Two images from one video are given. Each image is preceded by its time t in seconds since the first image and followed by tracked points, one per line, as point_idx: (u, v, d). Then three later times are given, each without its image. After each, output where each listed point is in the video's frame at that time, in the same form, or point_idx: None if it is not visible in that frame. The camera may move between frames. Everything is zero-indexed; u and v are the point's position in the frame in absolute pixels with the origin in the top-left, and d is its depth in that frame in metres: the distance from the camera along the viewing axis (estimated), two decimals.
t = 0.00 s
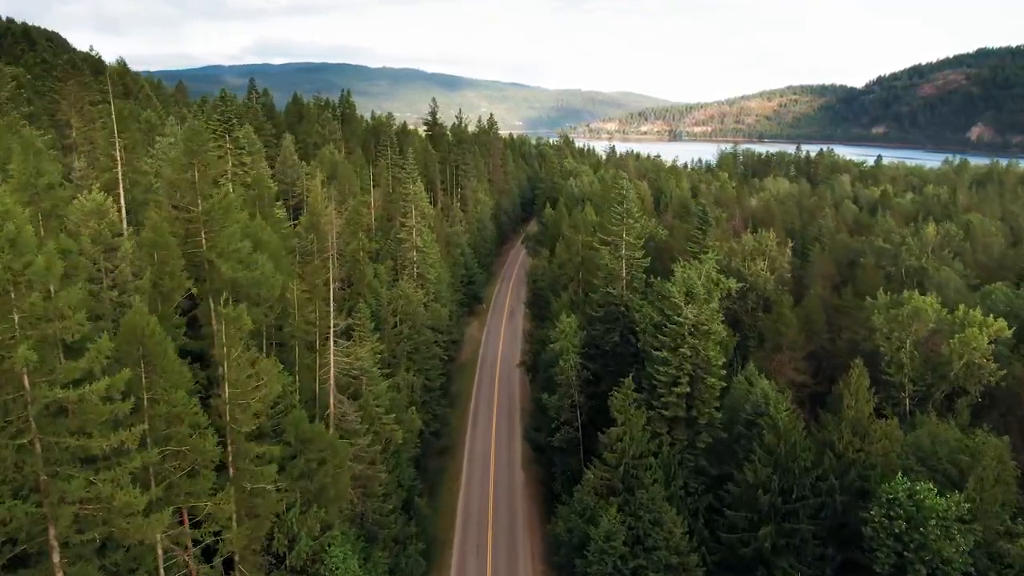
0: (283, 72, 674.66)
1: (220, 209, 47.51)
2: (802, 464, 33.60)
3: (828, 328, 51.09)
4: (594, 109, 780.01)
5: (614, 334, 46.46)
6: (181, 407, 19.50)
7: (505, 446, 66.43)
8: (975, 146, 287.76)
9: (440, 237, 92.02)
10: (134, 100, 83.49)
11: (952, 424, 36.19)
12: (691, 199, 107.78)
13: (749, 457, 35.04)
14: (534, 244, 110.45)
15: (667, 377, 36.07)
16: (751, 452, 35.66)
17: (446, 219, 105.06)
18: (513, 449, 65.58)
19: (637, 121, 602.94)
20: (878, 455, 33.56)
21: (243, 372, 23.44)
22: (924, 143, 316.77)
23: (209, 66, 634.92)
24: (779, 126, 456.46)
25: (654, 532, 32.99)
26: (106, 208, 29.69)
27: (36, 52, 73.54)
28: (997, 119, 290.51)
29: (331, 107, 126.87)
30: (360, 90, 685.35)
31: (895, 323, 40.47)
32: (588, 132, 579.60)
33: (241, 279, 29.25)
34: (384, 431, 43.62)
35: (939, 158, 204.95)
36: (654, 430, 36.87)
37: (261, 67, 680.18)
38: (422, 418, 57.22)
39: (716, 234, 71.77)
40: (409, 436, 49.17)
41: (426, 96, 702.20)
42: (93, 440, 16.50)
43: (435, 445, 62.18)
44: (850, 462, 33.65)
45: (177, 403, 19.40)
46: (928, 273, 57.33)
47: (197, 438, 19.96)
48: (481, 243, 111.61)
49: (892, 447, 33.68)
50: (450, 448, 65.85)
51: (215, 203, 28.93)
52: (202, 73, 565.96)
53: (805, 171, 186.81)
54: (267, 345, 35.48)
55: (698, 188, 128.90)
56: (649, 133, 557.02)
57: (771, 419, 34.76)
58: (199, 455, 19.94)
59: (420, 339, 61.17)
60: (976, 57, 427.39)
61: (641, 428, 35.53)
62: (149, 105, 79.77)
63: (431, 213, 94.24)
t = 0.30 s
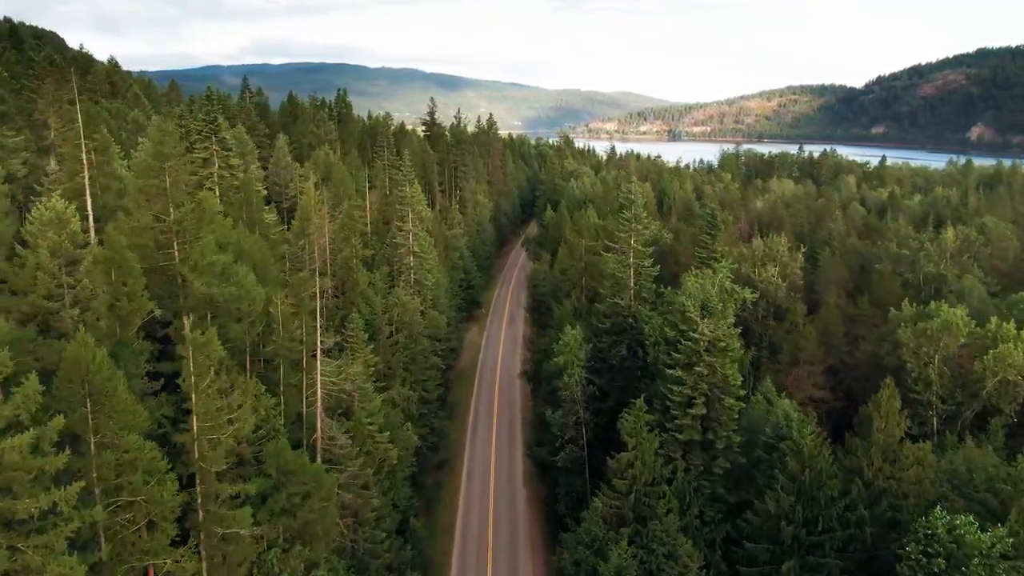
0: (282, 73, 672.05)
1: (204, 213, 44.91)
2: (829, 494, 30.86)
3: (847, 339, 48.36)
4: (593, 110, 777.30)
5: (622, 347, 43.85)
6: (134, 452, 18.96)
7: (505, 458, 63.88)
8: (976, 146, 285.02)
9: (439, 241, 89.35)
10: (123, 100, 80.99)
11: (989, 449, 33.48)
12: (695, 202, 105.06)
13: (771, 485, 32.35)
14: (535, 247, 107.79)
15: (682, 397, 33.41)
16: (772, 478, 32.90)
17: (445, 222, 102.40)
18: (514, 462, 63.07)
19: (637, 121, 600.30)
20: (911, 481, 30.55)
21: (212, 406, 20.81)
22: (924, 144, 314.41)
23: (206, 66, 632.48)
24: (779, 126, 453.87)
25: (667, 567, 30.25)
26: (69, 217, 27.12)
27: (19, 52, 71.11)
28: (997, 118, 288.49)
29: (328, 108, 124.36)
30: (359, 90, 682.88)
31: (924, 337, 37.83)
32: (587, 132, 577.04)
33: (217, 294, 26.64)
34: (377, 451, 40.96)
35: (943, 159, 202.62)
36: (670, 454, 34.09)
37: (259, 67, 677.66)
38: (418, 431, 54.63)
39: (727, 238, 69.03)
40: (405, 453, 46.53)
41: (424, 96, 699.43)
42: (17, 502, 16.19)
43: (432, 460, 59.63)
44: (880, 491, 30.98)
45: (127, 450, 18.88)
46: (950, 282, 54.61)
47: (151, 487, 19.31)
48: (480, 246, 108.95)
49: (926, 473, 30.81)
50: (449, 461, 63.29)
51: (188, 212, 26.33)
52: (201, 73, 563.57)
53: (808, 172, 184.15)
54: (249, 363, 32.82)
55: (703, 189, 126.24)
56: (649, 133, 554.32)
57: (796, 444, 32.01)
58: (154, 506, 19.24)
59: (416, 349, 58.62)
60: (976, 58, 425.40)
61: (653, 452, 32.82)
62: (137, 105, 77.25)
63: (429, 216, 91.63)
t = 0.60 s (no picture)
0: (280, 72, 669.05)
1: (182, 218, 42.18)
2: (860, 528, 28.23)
3: (867, 352, 45.78)
4: (591, 109, 774.60)
5: (630, 361, 41.04)
6: (72, 514, 17.84)
7: (506, 472, 61.41)
8: (976, 146, 282.71)
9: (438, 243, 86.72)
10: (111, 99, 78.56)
11: None
12: (699, 204, 102.34)
13: (796, 517, 29.77)
14: (535, 250, 105.27)
15: (699, 421, 30.69)
16: (796, 508, 30.19)
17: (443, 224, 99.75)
18: (515, 476, 60.63)
19: (636, 121, 597.83)
20: (949, 514, 27.72)
21: (173, 449, 18.35)
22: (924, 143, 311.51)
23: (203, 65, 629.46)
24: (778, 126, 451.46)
25: None
26: (22, 228, 24.23)
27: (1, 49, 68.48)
28: (997, 118, 286.55)
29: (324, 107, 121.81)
30: (357, 90, 680.22)
31: (956, 353, 35.25)
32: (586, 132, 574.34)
33: (187, 314, 23.94)
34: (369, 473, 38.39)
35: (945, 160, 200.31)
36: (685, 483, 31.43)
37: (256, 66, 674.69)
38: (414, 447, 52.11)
39: (736, 243, 66.49)
40: (400, 472, 43.93)
41: (422, 96, 696.75)
42: None
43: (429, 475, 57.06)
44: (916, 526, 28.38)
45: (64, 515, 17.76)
46: (971, 290, 52.07)
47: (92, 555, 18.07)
48: (479, 249, 106.39)
49: (965, 505, 28.08)
50: (447, 475, 60.76)
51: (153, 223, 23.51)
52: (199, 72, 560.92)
53: (811, 173, 181.48)
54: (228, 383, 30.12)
55: (705, 191, 123.85)
56: (648, 133, 551.60)
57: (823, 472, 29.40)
58: None
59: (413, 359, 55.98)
60: (976, 57, 423.17)
61: (668, 482, 30.10)
62: (125, 105, 74.78)
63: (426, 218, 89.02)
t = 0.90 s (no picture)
0: (279, 72, 665.92)
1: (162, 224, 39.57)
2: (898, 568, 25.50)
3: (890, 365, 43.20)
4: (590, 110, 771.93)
5: (641, 378, 38.42)
6: None
7: (507, 486, 58.83)
8: (976, 146, 280.35)
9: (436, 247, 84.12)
10: (99, 99, 76.02)
11: None
12: (704, 206, 99.81)
13: (826, 554, 27.08)
14: (536, 254, 102.78)
15: (719, 449, 28.06)
16: (825, 544, 27.51)
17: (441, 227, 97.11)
18: (516, 489, 58.07)
19: (635, 121, 595.44)
20: (995, 552, 25.29)
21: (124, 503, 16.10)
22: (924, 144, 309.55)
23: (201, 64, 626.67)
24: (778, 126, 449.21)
25: None
26: None
27: None
28: (997, 118, 284.47)
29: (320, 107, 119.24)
30: (355, 89, 677.28)
31: (993, 371, 32.71)
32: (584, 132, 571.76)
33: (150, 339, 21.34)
34: (361, 498, 35.74)
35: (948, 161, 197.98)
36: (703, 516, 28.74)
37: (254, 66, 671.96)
38: (410, 464, 49.49)
39: (745, 248, 64.01)
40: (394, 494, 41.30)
41: (420, 96, 694.10)
42: None
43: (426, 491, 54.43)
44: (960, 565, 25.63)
45: None
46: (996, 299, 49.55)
47: None
48: (478, 252, 103.90)
49: (1013, 542, 25.51)
50: (445, 490, 58.19)
51: (113, 235, 21.12)
52: (197, 71, 558.20)
53: (815, 174, 178.87)
54: (205, 407, 27.50)
55: (708, 193, 121.49)
56: (647, 133, 549.13)
57: (856, 506, 26.73)
58: None
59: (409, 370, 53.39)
60: (976, 57, 421.24)
61: (684, 517, 27.45)
62: (112, 105, 72.23)
63: (425, 222, 86.38)
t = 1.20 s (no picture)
0: (276, 72, 662.96)
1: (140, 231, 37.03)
2: None
3: (915, 383, 40.60)
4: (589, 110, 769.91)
5: (651, 397, 35.86)
6: None
7: (508, 504, 56.34)
8: (975, 146, 277.92)
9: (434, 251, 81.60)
10: (84, 99, 73.51)
11: None
12: (709, 208, 97.29)
13: None
14: (536, 257, 100.26)
15: (743, 483, 25.44)
16: None
17: (439, 230, 94.59)
18: (517, 508, 55.64)
19: (634, 122, 593.07)
20: None
21: None
22: (924, 144, 307.38)
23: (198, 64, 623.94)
24: (778, 126, 446.85)
25: None
26: None
27: None
28: (998, 118, 282.33)
29: (316, 107, 116.75)
30: (353, 89, 674.55)
31: None
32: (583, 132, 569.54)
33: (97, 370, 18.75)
34: (351, 527, 33.16)
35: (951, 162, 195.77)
36: (723, 559, 26.04)
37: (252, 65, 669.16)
38: (406, 483, 46.92)
39: (757, 253, 61.40)
40: (389, 520, 38.69)
41: (419, 96, 691.83)
42: None
43: (422, 511, 51.88)
44: None
45: None
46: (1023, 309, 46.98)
47: None
48: (477, 255, 101.34)
49: None
50: (442, 508, 55.71)
51: (61, 251, 18.63)
52: (194, 71, 555.32)
53: (818, 175, 176.48)
54: (175, 438, 24.89)
55: (712, 194, 119.03)
56: (647, 132, 546.39)
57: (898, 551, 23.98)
58: None
59: (406, 382, 50.80)
60: (976, 58, 419.45)
61: (703, 559, 24.83)
62: (97, 105, 69.70)
63: (422, 225, 83.84)
